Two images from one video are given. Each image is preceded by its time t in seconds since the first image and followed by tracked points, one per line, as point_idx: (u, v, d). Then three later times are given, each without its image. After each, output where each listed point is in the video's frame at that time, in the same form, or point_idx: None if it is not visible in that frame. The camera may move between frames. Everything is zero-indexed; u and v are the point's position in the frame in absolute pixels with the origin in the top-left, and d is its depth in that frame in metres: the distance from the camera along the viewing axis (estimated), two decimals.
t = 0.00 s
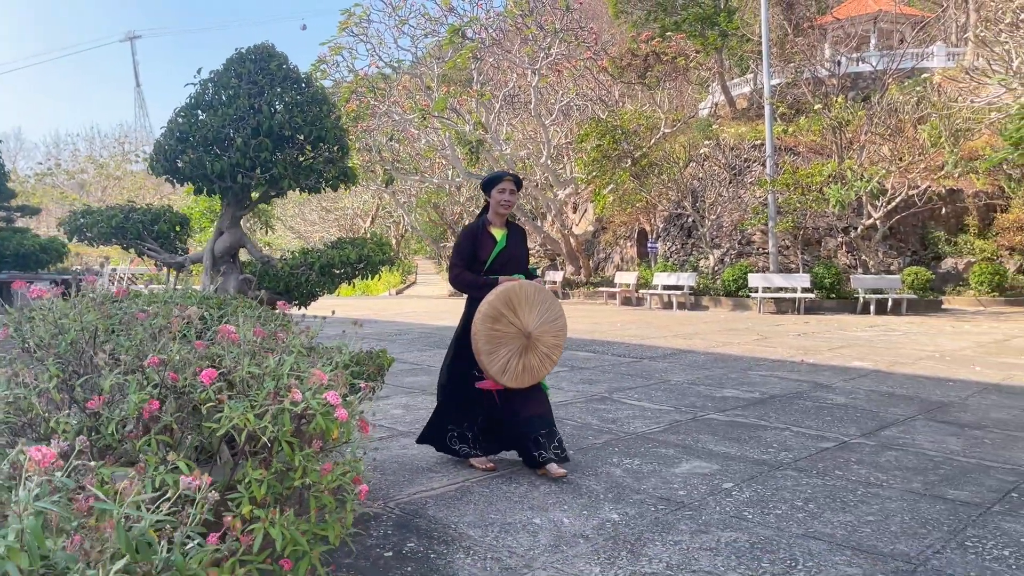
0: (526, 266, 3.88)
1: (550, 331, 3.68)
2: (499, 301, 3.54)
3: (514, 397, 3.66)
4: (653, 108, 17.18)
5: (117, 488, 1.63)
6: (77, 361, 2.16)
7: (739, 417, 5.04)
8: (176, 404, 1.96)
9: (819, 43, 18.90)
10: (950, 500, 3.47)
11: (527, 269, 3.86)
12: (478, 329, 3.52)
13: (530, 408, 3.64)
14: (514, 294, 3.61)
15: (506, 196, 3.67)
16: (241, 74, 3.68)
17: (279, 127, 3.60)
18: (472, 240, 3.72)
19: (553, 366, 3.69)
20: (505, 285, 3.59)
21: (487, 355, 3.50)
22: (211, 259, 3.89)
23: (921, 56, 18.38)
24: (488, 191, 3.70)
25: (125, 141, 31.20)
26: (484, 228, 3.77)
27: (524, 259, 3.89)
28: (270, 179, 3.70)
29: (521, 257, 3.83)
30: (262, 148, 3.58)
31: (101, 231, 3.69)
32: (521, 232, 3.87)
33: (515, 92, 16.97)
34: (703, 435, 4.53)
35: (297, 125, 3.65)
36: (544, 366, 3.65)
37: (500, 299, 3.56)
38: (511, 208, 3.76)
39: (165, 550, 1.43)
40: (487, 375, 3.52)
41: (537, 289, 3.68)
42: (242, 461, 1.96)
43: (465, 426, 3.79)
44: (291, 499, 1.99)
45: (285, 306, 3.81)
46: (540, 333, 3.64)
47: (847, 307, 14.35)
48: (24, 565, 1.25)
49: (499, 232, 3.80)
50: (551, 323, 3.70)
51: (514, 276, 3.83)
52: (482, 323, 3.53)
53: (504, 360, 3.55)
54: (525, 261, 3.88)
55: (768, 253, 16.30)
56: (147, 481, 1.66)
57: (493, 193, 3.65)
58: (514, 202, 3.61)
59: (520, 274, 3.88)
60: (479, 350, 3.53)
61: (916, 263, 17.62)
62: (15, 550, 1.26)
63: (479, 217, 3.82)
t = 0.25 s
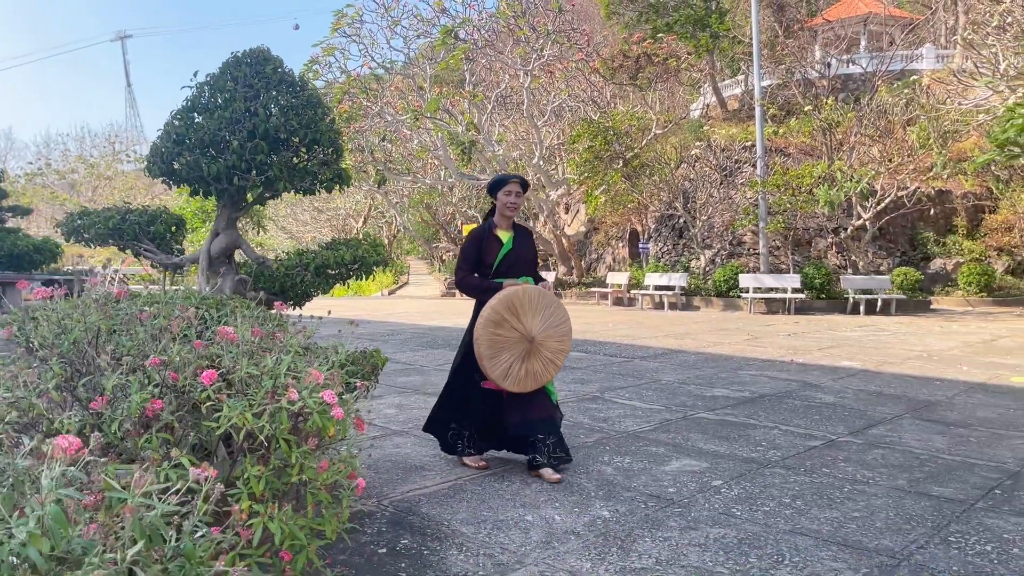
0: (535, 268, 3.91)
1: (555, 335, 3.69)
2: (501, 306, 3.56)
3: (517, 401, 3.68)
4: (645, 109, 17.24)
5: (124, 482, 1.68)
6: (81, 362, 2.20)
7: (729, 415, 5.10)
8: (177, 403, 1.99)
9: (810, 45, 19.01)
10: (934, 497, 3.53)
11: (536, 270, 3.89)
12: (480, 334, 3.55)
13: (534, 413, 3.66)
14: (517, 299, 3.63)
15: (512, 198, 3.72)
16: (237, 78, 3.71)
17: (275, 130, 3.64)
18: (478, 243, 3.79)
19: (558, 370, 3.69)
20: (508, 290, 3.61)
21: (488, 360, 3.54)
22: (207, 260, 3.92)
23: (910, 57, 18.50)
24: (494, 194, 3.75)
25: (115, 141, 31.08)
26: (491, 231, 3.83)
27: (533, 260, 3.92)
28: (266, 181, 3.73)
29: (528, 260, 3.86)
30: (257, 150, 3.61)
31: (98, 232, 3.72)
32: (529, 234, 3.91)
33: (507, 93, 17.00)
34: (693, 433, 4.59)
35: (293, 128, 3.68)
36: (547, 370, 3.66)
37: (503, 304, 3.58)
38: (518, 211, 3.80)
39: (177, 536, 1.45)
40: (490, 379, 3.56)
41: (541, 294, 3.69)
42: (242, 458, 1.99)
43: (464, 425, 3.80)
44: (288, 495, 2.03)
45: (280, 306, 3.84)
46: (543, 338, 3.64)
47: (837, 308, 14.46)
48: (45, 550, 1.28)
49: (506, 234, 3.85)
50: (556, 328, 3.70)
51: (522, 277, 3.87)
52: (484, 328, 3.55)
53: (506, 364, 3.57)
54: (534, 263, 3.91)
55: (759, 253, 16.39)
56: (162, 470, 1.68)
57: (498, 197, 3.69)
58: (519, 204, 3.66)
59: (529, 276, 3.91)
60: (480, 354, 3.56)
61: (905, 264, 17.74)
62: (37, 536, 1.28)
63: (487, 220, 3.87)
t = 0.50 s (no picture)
0: (543, 267, 3.96)
1: (560, 335, 3.71)
2: (505, 308, 3.59)
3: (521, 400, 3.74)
4: (637, 109, 17.31)
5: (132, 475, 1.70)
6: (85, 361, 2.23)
7: (720, 414, 5.16)
8: (180, 400, 2.02)
9: (800, 46, 19.14)
10: (921, 494, 3.59)
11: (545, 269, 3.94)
12: (485, 336, 3.59)
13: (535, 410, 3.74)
14: (522, 300, 3.66)
15: (521, 197, 3.77)
16: (234, 81, 3.74)
17: (271, 132, 3.66)
18: (487, 242, 3.84)
19: (563, 370, 3.72)
20: (512, 291, 3.64)
21: (492, 362, 3.57)
22: (204, 260, 3.96)
23: (900, 58, 18.63)
24: (502, 194, 3.80)
25: (106, 140, 30.99)
26: (499, 230, 3.88)
27: (541, 259, 3.97)
28: (263, 182, 3.76)
29: (536, 259, 3.91)
30: (254, 152, 3.64)
31: (96, 233, 3.74)
32: (538, 233, 3.96)
33: (500, 93, 17.04)
34: (683, 432, 4.64)
35: (289, 130, 3.71)
36: (552, 370, 3.69)
37: (507, 305, 3.62)
38: (526, 210, 3.85)
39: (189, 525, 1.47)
40: (494, 380, 3.60)
41: (546, 294, 3.72)
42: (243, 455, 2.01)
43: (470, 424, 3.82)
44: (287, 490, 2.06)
45: (276, 305, 3.88)
46: (548, 338, 3.67)
47: (828, 308, 14.57)
48: (64, 537, 1.30)
49: (514, 233, 3.90)
50: (561, 327, 3.74)
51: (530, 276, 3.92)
52: (489, 330, 3.59)
53: (510, 365, 3.61)
54: (542, 263, 3.96)
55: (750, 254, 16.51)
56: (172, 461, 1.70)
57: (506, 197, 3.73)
58: (528, 203, 3.70)
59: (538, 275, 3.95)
60: (485, 355, 3.60)
61: (895, 264, 17.89)
62: (57, 523, 1.30)
63: (496, 219, 3.92)
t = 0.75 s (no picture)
0: (550, 267, 3.94)
1: (566, 333, 3.66)
2: (509, 308, 3.53)
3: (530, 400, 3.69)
4: (630, 110, 17.36)
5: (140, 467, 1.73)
6: (92, 357, 2.26)
7: (711, 412, 5.22)
8: (185, 394, 2.06)
9: (792, 47, 19.22)
10: (908, 490, 3.65)
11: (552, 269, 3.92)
12: (489, 337, 3.53)
13: (545, 410, 3.70)
14: (526, 298, 3.60)
15: (527, 196, 3.74)
16: (232, 83, 3.77)
17: (267, 134, 3.70)
18: (492, 241, 3.84)
19: (571, 369, 3.66)
20: (516, 290, 3.58)
21: (499, 363, 3.51)
22: (202, 260, 3.99)
23: (891, 59, 18.74)
24: (508, 192, 3.78)
25: (98, 139, 30.84)
26: (505, 229, 3.87)
27: (547, 259, 3.95)
28: (261, 184, 3.79)
29: (542, 258, 3.89)
30: (252, 154, 3.67)
31: (95, 234, 3.78)
32: (545, 233, 3.94)
33: (493, 93, 17.07)
34: (675, 430, 4.70)
35: (286, 132, 3.75)
36: (560, 369, 3.64)
37: (509, 306, 3.55)
38: (532, 208, 3.83)
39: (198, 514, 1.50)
40: (501, 382, 3.54)
41: (550, 292, 3.65)
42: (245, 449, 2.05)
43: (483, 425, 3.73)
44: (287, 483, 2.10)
45: (273, 305, 3.91)
46: (555, 337, 3.62)
47: (819, 307, 14.67)
48: (80, 525, 1.35)
49: (520, 232, 3.88)
50: (567, 324, 3.67)
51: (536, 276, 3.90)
52: (492, 332, 3.53)
53: (517, 365, 3.55)
54: (549, 262, 3.93)
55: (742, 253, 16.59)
56: (179, 453, 1.74)
57: (510, 196, 3.70)
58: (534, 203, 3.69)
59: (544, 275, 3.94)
60: (491, 356, 3.54)
61: (886, 263, 18.00)
62: (73, 512, 1.35)
63: (502, 218, 3.91)
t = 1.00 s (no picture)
0: (554, 267, 3.96)
1: (569, 333, 3.67)
2: (511, 308, 3.54)
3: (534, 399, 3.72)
4: (623, 110, 17.42)
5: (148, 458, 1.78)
6: (98, 353, 2.30)
7: (703, 410, 5.28)
8: (189, 391, 2.11)
9: (785, 47, 19.32)
10: (896, 485, 3.71)
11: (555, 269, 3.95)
12: (492, 337, 3.54)
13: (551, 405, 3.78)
14: (529, 298, 3.61)
15: (533, 196, 3.74)
16: (231, 85, 3.81)
17: (266, 135, 3.74)
18: (497, 240, 3.83)
19: (576, 368, 3.67)
20: (518, 291, 3.59)
21: (503, 363, 3.52)
22: (201, 259, 4.03)
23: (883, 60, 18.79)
24: (513, 192, 3.79)
25: (91, 138, 30.71)
26: (510, 228, 3.88)
27: (551, 259, 3.97)
28: (259, 184, 3.83)
29: (546, 257, 3.91)
30: (251, 155, 3.70)
31: (95, 233, 3.81)
32: (549, 232, 3.95)
33: (487, 93, 17.11)
34: (668, 427, 4.75)
35: (285, 134, 3.78)
36: (564, 368, 3.65)
37: (512, 306, 3.55)
38: (536, 208, 3.83)
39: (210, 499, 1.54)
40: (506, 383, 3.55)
41: (552, 292, 3.67)
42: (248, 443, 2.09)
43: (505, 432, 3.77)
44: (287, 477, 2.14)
45: (271, 304, 3.94)
46: (558, 337, 3.63)
47: (811, 307, 14.76)
48: (97, 510, 1.39)
49: (525, 232, 3.90)
50: (570, 325, 3.69)
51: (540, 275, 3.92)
52: (496, 331, 3.53)
53: (521, 366, 3.56)
54: (552, 261, 3.95)
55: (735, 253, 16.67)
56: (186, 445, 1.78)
57: (515, 196, 3.69)
58: (540, 203, 3.69)
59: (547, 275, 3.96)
60: (495, 357, 3.55)
61: (878, 263, 18.11)
62: (89, 498, 1.39)
63: (507, 217, 3.91)
